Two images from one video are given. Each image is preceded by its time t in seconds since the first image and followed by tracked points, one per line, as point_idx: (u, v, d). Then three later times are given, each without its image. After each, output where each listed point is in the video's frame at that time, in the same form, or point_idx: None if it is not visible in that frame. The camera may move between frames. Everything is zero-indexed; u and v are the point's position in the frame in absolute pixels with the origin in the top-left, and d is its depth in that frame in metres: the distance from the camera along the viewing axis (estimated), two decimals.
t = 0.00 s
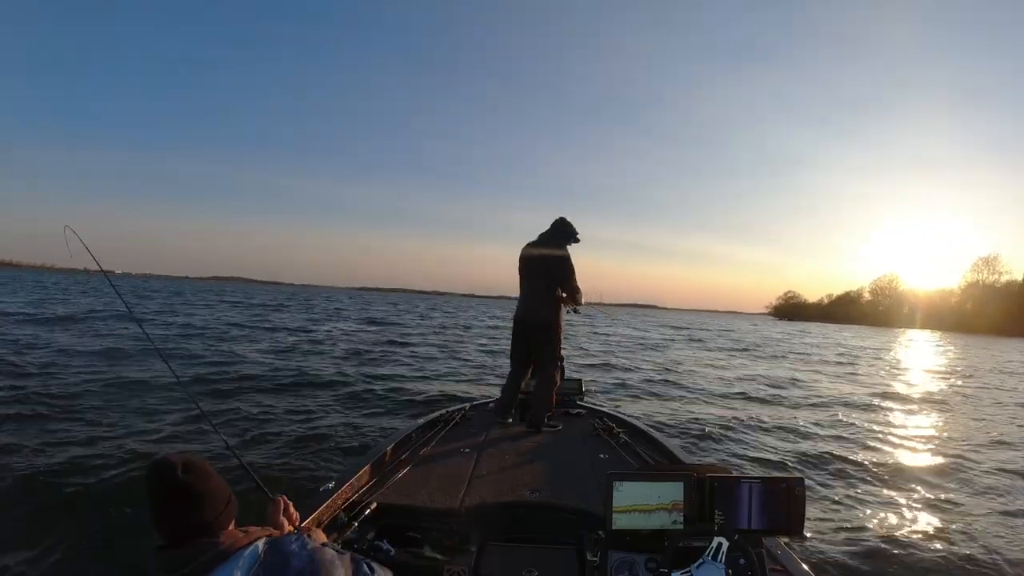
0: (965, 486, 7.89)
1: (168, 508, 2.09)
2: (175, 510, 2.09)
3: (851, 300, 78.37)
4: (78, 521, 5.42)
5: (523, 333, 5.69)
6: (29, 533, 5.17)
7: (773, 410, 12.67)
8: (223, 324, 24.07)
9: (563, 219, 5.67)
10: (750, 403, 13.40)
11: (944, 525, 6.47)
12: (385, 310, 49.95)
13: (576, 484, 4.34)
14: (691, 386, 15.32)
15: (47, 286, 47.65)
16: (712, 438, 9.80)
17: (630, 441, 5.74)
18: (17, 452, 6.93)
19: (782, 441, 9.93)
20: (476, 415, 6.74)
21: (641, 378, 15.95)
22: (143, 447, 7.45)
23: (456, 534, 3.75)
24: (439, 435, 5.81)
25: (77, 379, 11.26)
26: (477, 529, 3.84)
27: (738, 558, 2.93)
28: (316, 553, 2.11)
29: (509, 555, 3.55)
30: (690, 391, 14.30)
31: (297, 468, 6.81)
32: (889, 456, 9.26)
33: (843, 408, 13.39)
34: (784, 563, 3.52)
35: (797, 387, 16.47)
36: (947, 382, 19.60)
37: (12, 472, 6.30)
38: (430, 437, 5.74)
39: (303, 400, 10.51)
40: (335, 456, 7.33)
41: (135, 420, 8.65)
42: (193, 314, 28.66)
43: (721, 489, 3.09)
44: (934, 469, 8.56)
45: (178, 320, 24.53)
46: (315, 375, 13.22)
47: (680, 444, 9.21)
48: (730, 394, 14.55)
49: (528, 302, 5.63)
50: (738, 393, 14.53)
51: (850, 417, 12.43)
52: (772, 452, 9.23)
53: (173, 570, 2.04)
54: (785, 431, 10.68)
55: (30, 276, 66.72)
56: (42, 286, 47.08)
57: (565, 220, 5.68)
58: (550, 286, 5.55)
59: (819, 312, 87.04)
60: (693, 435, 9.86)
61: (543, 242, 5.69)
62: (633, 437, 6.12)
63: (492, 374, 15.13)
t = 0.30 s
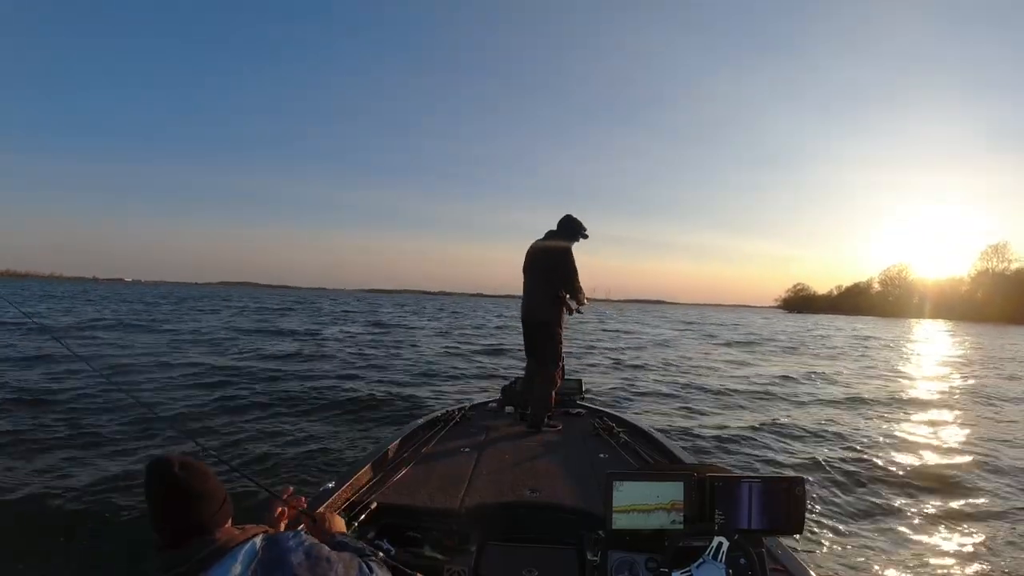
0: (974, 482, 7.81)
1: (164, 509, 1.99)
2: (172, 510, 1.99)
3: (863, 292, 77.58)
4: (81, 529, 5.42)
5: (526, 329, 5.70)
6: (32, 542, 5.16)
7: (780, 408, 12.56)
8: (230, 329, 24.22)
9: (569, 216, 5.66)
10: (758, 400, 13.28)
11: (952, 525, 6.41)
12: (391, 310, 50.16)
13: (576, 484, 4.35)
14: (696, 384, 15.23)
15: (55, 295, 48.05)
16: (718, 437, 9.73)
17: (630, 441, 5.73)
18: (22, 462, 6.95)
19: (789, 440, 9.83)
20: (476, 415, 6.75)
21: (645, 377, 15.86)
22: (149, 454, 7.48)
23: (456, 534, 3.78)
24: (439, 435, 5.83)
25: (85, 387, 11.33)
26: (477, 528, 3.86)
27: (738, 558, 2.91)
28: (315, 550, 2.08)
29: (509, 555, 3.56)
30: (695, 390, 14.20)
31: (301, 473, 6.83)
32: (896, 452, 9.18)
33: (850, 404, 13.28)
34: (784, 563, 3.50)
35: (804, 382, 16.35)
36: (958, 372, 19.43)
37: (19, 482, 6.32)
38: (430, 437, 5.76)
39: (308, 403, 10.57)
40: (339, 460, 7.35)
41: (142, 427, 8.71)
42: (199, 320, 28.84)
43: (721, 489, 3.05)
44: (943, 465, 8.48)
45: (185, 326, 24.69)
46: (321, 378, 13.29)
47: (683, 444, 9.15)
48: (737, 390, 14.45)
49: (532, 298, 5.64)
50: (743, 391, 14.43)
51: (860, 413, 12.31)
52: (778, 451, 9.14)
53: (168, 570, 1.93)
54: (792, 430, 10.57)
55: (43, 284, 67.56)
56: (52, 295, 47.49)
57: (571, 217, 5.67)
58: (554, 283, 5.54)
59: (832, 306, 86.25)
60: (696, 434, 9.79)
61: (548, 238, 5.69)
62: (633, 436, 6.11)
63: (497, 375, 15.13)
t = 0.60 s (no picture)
0: (980, 480, 7.76)
1: (165, 509, 1.98)
2: (173, 510, 1.99)
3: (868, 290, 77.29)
4: (82, 532, 5.44)
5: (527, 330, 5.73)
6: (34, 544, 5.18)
7: (785, 407, 12.52)
8: (234, 334, 24.28)
9: (565, 214, 5.65)
10: (761, 400, 13.24)
11: (956, 523, 6.39)
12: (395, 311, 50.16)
13: (576, 485, 4.35)
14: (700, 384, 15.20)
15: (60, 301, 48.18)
16: (720, 438, 9.71)
17: (629, 441, 5.73)
18: (27, 469, 6.99)
19: (793, 441, 9.80)
20: (476, 415, 6.76)
21: (648, 377, 15.84)
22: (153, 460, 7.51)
23: (456, 535, 3.80)
24: (439, 436, 5.84)
25: (89, 393, 11.39)
26: (477, 529, 3.87)
27: (738, 558, 2.90)
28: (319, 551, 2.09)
29: (509, 555, 3.56)
30: (699, 390, 14.17)
31: (303, 477, 6.85)
32: (901, 451, 9.14)
33: (855, 402, 13.23)
34: (784, 563, 3.50)
35: (808, 380, 16.29)
36: (964, 368, 19.33)
37: (23, 490, 6.36)
38: (430, 437, 5.78)
39: (311, 405, 10.59)
40: (341, 464, 7.36)
41: (146, 432, 8.74)
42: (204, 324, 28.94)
43: (721, 489, 3.05)
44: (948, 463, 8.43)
45: (189, 331, 24.76)
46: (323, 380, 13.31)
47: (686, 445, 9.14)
48: (740, 390, 14.41)
49: (531, 299, 5.66)
50: (747, 390, 14.39)
51: (864, 411, 12.26)
52: (781, 451, 9.12)
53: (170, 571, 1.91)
54: (795, 430, 10.54)
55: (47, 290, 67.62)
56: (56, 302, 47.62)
57: (566, 215, 5.67)
58: (551, 281, 5.54)
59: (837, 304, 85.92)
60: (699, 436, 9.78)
61: (546, 237, 5.70)
62: (633, 436, 6.11)
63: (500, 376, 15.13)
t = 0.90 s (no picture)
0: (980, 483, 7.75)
1: (175, 506, 1.99)
2: (182, 510, 1.99)
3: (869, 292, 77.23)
4: (85, 531, 5.46)
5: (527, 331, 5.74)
6: (36, 543, 5.20)
7: (784, 408, 12.54)
8: (234, 332, 24.28)
9: (563, 213, 5.66)
10: (761, 401, 13.23)
11: (956, 526, 6.38)
12: (396, 312, 50.14)
13: (576, 485, 4.35)
14: (701, 386, 15.21)
15: (61, 299, 48.20)
16: (721, 439, 9.69)
17: (629, 441, 5.72)
18: (29, 464, 7.03)
19: (793, 441, 9.79)
20: (476, 415, 6.76)
21: (649, 379, 15.85)
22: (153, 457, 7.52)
23: (456, 534, 3.81)
24: (439, 435, 5.84)
25: (89, 390, 11.39)
26: (477, 529, 3.87)
27: (738, 558, 2.91)
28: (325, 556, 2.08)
29: (508, 555, 3.57)
30: (700, 391, 14.18)
31: (302, 478, 6.85)
32: (901, 453, 9.14)
33: (856, 404, 13.20)
34: (784, 563, 3.51)
35: (809, 383, 16.26)
36: (964, 373, 19.30)
37: (26, 484, 6.40)
38: (430, 437, 5.79)
39: (311, 405, 10.58)
40: (340, 464, 7.36)
41: (146, 429, 8.74)
42: (207, 323, 28.99)
43: (721, 489, 3.05)
44: (950, 466, 8.42)
45: (190, 329, 24.76)
46: (323, 380, 13.31)
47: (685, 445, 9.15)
48: (740, 392, 14.40)
49: (532, 299, 5.68)
50: (748, 392, 14.39)
51: (864, 413, 12.25)
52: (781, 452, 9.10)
53: (175, 571, 1.91)
54: (796, 430, 10.53)
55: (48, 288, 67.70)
56: (57, 300, 47.63)
57: (564, 214, 5.68)
58: (550, 281, 5.54)
59: (837, 306, 85.87)
60: (698, 435, 9.79)
61: (545, 238, 5.71)
62: (633, 436, 6.10)
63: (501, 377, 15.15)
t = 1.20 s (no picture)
0: (980, 494, 7.73)
1: (186, 506, 1.98)
2: (194, 507, 1.98)
3: (870, 298, 77.11)
4: (85, 525, 5.48)
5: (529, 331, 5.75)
6: (37, 537, 5.22)
7: (785, 416, 12.54)
8: (234, 329, 24.26)
9: (566, 214, 5.66)
10: (761, 409, 13.23)
11: (956, 536, 6.36)
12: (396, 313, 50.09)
13: (575, 486, 4.35)
14: (702, 391, 15.21)
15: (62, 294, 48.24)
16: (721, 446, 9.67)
17: (629, 441, 5.72)
18: (30, 457, 7.05)
19: (794, 449, 9.77)
20: (476, 415, 6.75)
21: (650, 384, 15.86)
22: (153, 452, 7.53)
23: (456, 535, 3.81)
24: (439, 435, 5.85)
25: (89, 384, 11.41)
26: (477, 529, 3.88)
27: (738, 558, 2.91)
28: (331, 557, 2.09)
29: (508, 555, 3.57)
30: (700, 398, 14.19)
31: (302, 477, 6.85)
32: (901, 464, 9.13)
33: (857, 415, 13.19)
34: (784, 563, 3.51)
35: (811, 392, 16.25)
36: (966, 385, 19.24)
37: (27, 478, 6.42)
38: (430, 436, 5.79)
39: (311, 403, 10.57)
40: (340, 464, 7.36)
41: (146, 425, 8.75)
42: (208, 319, 28.99)
43: (721, 489, 3.05)
44: (951, 479, 8.41)
45: (191, 324, 24.77)
46: (323, 379, 13.30)
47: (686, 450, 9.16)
48: (741, 399, 14.39)
49: (534, 299, 5.69)
50: (749, 400, 14.39)
51: (865, 423, 12.22)
52: (781, 460, 9.10)
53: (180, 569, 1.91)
54: (796, 439, 10.51)
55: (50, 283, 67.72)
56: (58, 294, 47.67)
57: (568, 214, 5.69)
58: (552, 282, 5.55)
59: (838, 312, 85.71)
60: (698, 440, 9.80)
61: (547, 239, 5.72)
62: (633, 437, 6.11)
63: (502, 379, 15.15)
